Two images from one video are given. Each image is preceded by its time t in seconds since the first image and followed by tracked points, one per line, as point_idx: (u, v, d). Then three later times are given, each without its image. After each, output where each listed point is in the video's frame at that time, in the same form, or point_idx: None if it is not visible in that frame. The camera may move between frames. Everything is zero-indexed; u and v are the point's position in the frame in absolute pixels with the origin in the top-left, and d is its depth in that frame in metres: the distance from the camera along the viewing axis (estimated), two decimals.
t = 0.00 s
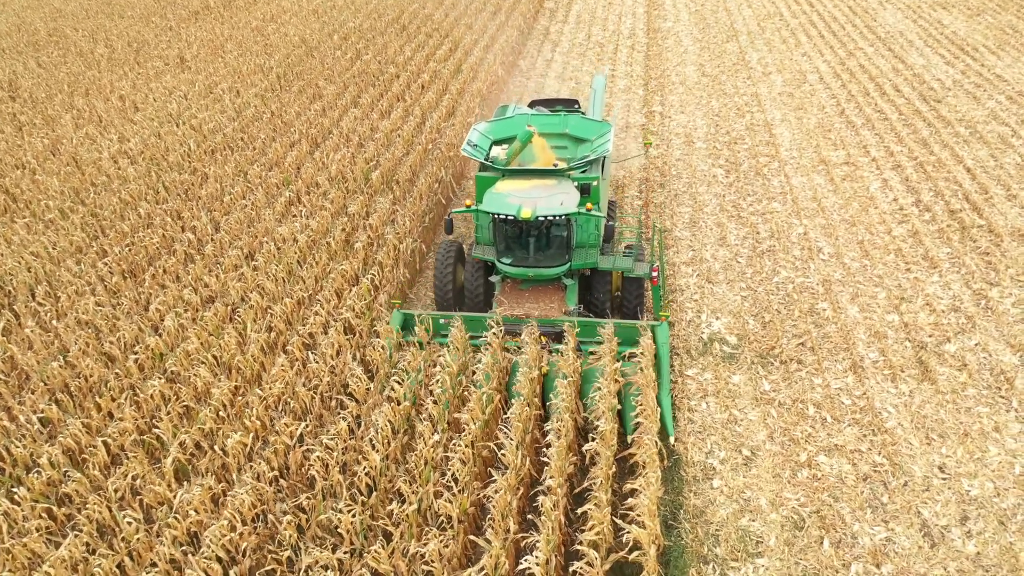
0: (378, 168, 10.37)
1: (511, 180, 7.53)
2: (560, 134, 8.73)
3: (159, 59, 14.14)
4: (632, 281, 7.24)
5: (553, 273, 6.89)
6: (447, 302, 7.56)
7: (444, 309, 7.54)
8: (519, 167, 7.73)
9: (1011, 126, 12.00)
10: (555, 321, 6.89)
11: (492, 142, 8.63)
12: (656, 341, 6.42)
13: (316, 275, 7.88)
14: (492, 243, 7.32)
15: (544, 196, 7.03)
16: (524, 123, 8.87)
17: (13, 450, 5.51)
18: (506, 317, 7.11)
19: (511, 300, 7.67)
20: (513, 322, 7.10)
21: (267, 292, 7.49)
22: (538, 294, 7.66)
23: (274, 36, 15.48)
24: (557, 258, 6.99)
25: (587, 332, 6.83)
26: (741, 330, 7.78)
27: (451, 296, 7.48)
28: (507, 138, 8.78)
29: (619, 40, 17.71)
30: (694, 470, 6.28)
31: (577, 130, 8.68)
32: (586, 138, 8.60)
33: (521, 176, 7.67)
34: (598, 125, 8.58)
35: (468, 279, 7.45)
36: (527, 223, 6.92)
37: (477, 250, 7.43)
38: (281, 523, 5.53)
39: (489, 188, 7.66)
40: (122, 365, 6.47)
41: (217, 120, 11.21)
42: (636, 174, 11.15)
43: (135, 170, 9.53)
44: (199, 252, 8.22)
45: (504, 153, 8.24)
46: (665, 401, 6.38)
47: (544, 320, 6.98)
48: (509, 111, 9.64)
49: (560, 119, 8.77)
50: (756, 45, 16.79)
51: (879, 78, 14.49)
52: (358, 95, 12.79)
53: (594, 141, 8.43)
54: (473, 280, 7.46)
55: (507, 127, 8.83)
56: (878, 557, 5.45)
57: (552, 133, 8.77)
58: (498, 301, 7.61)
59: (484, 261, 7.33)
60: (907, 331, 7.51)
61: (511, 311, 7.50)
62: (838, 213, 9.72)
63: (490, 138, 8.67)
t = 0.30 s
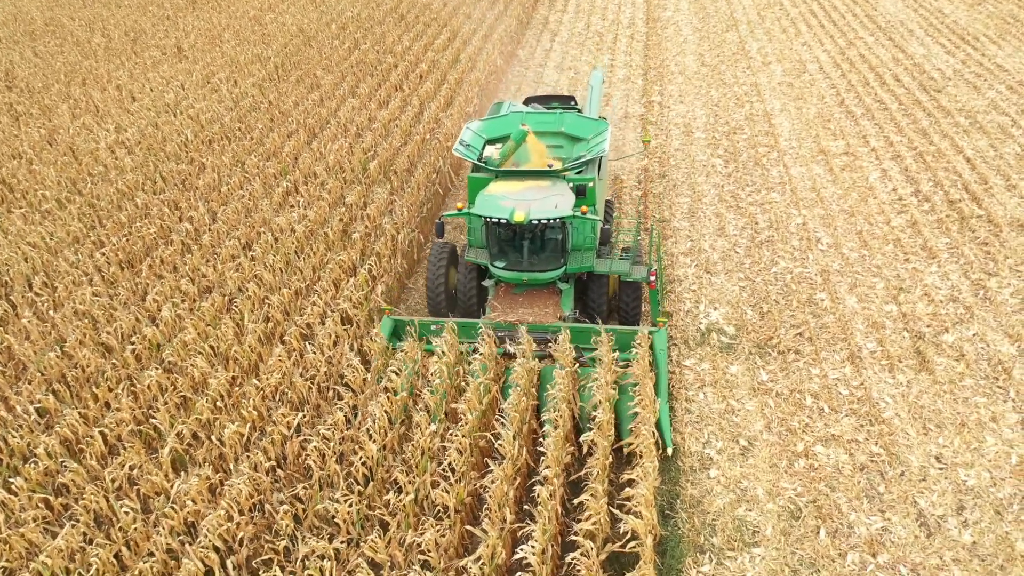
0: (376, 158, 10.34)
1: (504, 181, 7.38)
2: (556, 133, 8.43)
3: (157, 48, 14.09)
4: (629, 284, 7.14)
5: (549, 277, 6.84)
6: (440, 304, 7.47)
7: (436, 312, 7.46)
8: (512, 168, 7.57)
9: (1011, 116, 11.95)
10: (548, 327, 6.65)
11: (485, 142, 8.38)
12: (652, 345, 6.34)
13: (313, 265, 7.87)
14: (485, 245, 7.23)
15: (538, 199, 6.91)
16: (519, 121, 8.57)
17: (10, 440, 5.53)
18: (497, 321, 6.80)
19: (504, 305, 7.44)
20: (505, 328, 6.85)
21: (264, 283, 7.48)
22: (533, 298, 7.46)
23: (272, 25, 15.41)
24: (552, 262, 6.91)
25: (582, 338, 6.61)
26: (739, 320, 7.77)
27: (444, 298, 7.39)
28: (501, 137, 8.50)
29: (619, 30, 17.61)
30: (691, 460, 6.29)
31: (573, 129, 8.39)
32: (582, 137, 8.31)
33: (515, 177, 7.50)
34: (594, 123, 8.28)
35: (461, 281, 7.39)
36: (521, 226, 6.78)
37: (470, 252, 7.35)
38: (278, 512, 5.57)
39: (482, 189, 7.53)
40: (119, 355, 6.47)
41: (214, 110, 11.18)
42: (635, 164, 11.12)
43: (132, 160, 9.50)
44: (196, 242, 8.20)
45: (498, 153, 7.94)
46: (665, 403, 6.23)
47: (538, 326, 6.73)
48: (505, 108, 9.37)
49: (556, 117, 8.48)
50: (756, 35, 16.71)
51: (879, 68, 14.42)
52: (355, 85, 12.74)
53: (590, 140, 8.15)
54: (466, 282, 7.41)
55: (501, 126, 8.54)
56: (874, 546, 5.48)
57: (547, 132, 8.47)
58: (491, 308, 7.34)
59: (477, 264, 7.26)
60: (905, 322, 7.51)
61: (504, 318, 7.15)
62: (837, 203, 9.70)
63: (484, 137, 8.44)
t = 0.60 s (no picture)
0: (374, 146, 10.32)
1: (499, 179, 7.31)
2: (552, 128, 8.22)
3: (154, 36, 14.02)
4: (627, 285, 7.07)
5: (545, 276, 6.76)
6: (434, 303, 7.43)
7: (430, 311, 7.41)
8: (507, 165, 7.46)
9: (1012, 104, 11.90)
10: (545, 330, 6.60)
11: (480, 137, 8.17)
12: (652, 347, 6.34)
13: (312, 254, 7.88)
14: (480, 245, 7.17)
15: (535, 196, 6.82)
16: (515, 117, 8.44)
17: (9, 428, 5.55)
18: (491, 324, 6.71)
19: (499, 305, 7.34)
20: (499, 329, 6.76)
21: (263, 271, 7.48)
22: (528, 298, 7.35)
23: (270, 13, 15.34)
24: (548, 262, 6.87)
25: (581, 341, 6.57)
26: (737, 308, 7.78)
27: (437, 297, 7.33)
28: (497, 132, 8.31)
29: (618, 17, 17.52)
30: (688, 448, 6.31)
31: (570, 124, 8.19)
32: (579, 132, 8.12)
33: (510, 175, 7.46)
34: (592, 118, 8.11)
35: (455, 281, 7.34)
36: (516, 226, 6.77)
37: (464, 252, 7.27)
38: (277, 499, 5.61)
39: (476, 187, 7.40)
40: (118, 343, 6.48)
41: (212, 98, 11.14)
42: (634, 153, 11.10)
43: (130, 148, 9.48)
44: (194, 230, 8.20)
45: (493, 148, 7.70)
46: (665, 402, 6.22)
47: (532, 327, 6.65)
48: (501, 102, 9.20)
49: (553, 112, 8.30)
50: (756, 22, 16.62)
51: (880, 56, 14.36)
52: (354, 73, 12.71)
53: (588, 136, 7.98)
54: (460, 282, 7.37)
55: (496, 121, 8.38)
56: (871, 533, 5.51)
57: (544, 127, 8.24)
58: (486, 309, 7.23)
59: (471, 263, 7.19)
60: (903, 310, 7.52)
61: (499, 319, 7.06)
62: (836, 191, 9.69)
63: (478, 132, 8.23)
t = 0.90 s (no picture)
0: (373, 132, 10.30)
1: (495, 175, 7.12)
2: (550, 122, 8.17)
3: (152, 21, 13.94)
4: (626, 283, 6.98)
5: (541, 276, 6.67)
6: (428, 302, 7.43)
7: (424, 311, 7.41)
8: (503, 162, 7.34)
9: (1013, 90, 11.85)
10: (541, 331, 6.55)
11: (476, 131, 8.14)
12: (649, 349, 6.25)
13: (311, 240, 7.88)
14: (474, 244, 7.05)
15: (530, 195, 6.65)
16: (511, 110, 8.34)
17: (10, 413, 5.57)
18: (486, 325, 6.66)
19: (495, 305, 7.25)
20: (495, 330, 6.69)
21: (262, 257, 7.49)
22: (525, 298, 7.25)
23: None
24: (545, 261, 6.73)
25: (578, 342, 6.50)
26: (737, 294, 7.79)
27: (432, 296, 7.32)
28: (493, 126, 8.29)
29: (618, 2, 17.41)
30: (687, 433, 6.34)
31: (568, 118, 8.14)
32: (578, 126, 8.07)
33: (506, 172, 7.27)
34: (591, 112, 8.02)
35: (450, 280, 7.32)
36: (512, 224, 6.53)
37: (458, 250, 7.16)
38: (277, 484, 5.64)
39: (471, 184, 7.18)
40: (117, 328, 6.49)
41: (210, 83, 11.10)
42: (634, 138, 11.07)
43: (128, 134, 9.45)
44: (193, 216, 8.19)
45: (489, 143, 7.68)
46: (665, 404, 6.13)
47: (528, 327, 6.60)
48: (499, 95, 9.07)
49: (550, 105, 8.22)
50: (756, 7, 16.52)
51: (880, 41, 14.29)
52: (352, 59, 12.64)
53: (586, 130, 7.92)
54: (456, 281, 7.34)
55: (493, 115, 8.33)
56: (867, 517, 5.55)
57: (540, 120, 8.21)
58: (481, 310, 7.11)
59: (466, 262, 7.09)
60: (902, 295, 7.53)
61: (494, 320, 6.94)
62: (836, 177, 9.67)
63: (474, 126, 8.19)
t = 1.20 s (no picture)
0: (372, 116, 10.26)
1: (490, 170, 7.01)
2: (547, 114, 8.15)
3: (149, 3, 13.85)
4: (625, 283, 6.98)
5: (538, 274, 6.54)
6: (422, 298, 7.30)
7: (418, 307, 7.27)
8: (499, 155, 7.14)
9: (1015, 73, 11.79)
10: (539, 330, 6.42)
11: (472, 123, 8.08)
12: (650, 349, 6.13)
13: (310, 223, 7.87)
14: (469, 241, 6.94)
15: (526, 190, 6.56)
16: (507, 102, 8.30)
17: (11, 396, 5.58)
18: (483, 324, 6.53)
19: (491, 304, 7.08)
20: (492, 329, 6.56)
21: (262, 241, 7.48)
22: (521, 296, 7.09)
23: None
24: (542, 259, 6.62)
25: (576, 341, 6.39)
26: (736, 278, 7.79)
27: (426, 292, 7.19)
28: (488, 118, 8.22)
29: None
30: (686, 416, 6.36)
31: (565, 110, 8.11)
32: (575, 118, 8.04)
33: (502, 165, 7.11)
34: (589, 104, 7.98)
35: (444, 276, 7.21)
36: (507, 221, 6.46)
37: (453, 246, 7.06)
38: (278, 466, 5.67)
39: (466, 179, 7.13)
40: (117, 312, 6.50)
41: (208, 66, 11.05)
42: (634, 122, 11.04)
43: (126, 117, 9.41)
44: (192, 199, 8.17)
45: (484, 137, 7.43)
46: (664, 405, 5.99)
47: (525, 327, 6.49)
48: (494, 85, 8.96)
49: (547, 97, 8.19)
50: None
51: (882, 24, 14.20)
52: (351, 42, 12.57)
53: (584, 122, 7.88)
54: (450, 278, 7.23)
55: (488, 107, 8.27)
56: (865, 499, 5.58)
57: (537, 112, 8.18)
58: (476, 308, 6.96)
59: (461, 259, 7.00)
60: (902, 280, 7.53)
61: (490, 319, 6.78)
62: (837, 160, 9.65)
63: (469, 119, 8.12)
